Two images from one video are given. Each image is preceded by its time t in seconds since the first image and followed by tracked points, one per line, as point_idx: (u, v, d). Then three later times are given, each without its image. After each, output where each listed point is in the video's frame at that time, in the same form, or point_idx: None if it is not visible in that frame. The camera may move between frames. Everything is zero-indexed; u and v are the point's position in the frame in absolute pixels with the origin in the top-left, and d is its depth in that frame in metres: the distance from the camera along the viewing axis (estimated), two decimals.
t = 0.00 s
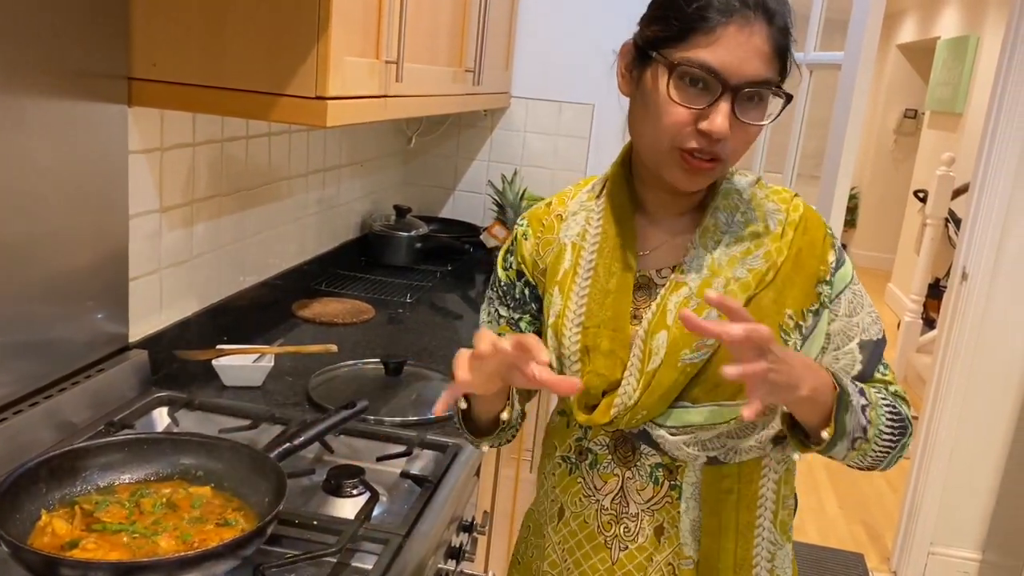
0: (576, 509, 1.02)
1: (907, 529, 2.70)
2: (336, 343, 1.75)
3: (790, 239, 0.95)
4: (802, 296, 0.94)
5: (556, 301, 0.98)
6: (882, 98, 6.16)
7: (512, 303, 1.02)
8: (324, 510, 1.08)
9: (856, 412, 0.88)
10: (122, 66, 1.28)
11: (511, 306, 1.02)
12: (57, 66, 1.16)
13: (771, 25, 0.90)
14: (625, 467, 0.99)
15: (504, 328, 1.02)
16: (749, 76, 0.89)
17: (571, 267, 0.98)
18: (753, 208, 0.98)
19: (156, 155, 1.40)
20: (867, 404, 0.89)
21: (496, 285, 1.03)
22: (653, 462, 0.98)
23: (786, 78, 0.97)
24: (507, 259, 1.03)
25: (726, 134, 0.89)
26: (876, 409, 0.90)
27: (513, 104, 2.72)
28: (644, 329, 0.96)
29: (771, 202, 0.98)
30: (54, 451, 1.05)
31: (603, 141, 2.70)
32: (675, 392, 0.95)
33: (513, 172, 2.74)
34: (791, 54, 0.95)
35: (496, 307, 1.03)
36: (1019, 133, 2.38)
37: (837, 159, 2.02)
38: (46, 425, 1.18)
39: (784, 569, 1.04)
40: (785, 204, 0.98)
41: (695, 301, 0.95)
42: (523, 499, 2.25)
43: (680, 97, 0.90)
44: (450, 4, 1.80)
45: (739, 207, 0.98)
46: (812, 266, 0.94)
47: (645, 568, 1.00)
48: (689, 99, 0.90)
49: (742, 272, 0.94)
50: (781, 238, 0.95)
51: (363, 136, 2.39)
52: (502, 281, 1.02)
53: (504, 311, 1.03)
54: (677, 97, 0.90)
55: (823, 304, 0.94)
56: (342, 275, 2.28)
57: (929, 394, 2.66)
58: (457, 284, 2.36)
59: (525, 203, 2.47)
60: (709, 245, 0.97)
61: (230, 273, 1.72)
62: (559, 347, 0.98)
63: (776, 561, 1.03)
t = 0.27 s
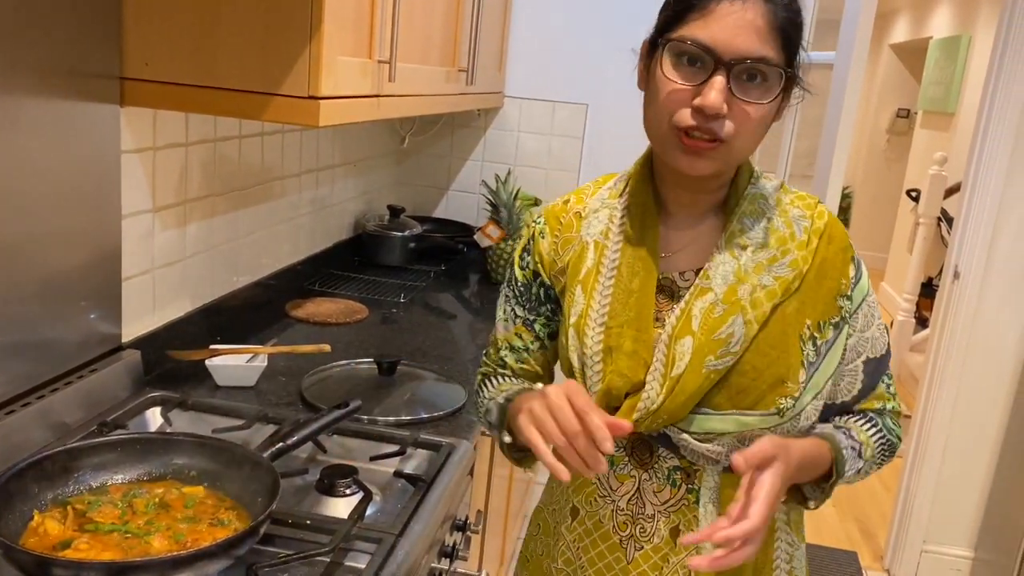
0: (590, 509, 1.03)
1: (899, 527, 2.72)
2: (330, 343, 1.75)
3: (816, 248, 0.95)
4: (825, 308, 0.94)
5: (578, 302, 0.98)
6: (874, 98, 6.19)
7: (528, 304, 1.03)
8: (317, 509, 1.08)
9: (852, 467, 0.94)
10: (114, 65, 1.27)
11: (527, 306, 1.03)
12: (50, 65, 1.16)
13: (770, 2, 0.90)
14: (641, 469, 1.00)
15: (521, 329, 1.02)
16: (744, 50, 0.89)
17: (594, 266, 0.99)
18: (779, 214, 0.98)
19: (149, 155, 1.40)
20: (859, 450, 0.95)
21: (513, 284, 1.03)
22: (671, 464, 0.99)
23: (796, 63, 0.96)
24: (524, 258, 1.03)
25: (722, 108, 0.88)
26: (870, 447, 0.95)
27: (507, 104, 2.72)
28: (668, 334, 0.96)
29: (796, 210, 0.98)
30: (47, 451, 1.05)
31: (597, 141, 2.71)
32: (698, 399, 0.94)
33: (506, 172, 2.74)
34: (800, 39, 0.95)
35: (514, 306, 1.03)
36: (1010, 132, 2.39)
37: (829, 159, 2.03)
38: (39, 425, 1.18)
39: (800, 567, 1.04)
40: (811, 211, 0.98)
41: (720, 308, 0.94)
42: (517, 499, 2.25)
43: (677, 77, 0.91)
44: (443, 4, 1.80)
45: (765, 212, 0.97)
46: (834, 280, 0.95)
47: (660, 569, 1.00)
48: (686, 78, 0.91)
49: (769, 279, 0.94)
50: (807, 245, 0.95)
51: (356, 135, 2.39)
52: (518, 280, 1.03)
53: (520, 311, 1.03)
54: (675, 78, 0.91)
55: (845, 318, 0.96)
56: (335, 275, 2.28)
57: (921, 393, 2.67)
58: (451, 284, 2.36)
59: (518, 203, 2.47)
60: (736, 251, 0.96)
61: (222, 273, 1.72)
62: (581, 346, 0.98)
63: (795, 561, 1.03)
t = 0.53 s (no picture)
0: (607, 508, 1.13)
1: (893, 526, 2.73)
2: (324, 343, 1.75)
3: (837, 256, 0.99)
4: (839, 317, 0.98)
5: (601, 302, 1.03)
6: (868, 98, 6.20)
7: (552, 307, 1.09)
8: (311, 508, 1.08)
9: (818, 495, 1.02)
10: (106, 65, 1.27)
11: (551, 309, 1.09)
12: (43, 65, 1.16)
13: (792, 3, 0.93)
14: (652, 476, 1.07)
15: (545, 330, 1.09)
16: (768, 49, 0.92)
17: (617, 267, 1.04)
18: (801, 222, 1.02)
19: (142, 155, 1.40)
20: (831, 479, 1.02)
21: (537, 287, 1.09)
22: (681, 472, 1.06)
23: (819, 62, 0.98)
24: (547, 260, 1.09)
25: (748, 108, 0.91)
26: (844, 476, 1.02)
27: (501, 104, 2.73)
28: (689, 338, 1.00)
29: (819, 217, 1.02)
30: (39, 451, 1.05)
31: (591, 141, 2.71)
32: (717, 401, 0.98)
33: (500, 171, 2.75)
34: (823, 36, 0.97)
35: (538, 308, 1.09)
36: (1002, 132, 2.40)
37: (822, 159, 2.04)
38: (33, 426, 1.18)
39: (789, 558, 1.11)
40: (833, 218, 1.01)
41: (741, 314, 0.98)
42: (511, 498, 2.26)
43: (702, 77, 0.94)
44: (436, 3, 1.80)
45: (786, 220, 1.02)
46: (852, 288, 0.98)
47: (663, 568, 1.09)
48: (712, 78, 0.94)
49: (790, 287, 0.98)
50: (828, 254, 0.99)
51: (350, 135, 2.39)
52: (541, 283, 1.09)
53: (544, 313, 1.09)
54: (701, 78, 0.94)
55: (855, 326, 0.99)
56: (330, 275, 2.28)
57: (914, 392, 2.68)
58: (445, 284, 2.37)
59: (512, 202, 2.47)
60: (759, 258, 1.00)
61: (216, 273, 1.72)
62: (602, 347, 1.03)
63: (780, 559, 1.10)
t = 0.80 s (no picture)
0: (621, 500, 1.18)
1: (886, 524, 2.74)
2: (319, 343, 1.75)
3: (855, 263, 1.04)
4: (856, 323, 1.03)
5: (622, 300, 1.09)
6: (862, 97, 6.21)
7: (571, 301, 1.16)
8: (305, 508, 1.09)
9: (835, 499, 1.07)
10: (100, 65, 1.27)
11: (570, 303, 1.16)
12: (37, 66, 1.16)
13: (807, 7, 0.97)
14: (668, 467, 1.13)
15: (563, 323, 1.16)
16: (785, 51, 0.95)
17: (640, 266, 1.10)
18: (822, 229, 1.07)
19: (136, 155, 1.40)
20: (848, 483, 1.07)
21: (558, 281, 1.16)
22: (695, 468, 1.12)
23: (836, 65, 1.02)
24: (569, 256, 1.16)
25: (766, 110, 0.95)
26: (861, 480, 1.07)
27: (495, 104, 2.73)
28: (708, 340, 1.06)
29: (839, 224, 1.07)
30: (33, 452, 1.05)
31: (585, 140, 2.72)
32: (734, 401, 1.04)
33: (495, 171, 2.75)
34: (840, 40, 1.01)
35: (557, 302, 1.16)
36: (995, 131, 2.41)
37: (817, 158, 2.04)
38: (27, 426, 1.18)
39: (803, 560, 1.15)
40: (853, 226, 1.07)
41: (760, 318, 1.04)
42: (505, 498, 2.26)
43: (720, 81, 0.98)
44: (430, 3, 1.80)
45: (808, 226, 1.07)
46: (871, 295, 1.03)
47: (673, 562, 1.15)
48: (731, 82, 0.98)
49: (810, 293, 1.04)
50: (846, 262, 1.04)
51: (345, 135, 2.39)
52: (561, 277, 1.15)
53: (563, 307, 1.16)
54: (721, 83, 0.98)
55: (873, 332, 1.04)
56: (324, 275, 2.28)
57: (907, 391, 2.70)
58: (440, 283, 2.37)
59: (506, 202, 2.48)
60: (779, 264, 1.05)
61: (211, 273, 1.72)
62: (623, 345, 1.09)
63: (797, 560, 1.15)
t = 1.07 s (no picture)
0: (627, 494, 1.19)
1: (882, 523, 2.74)
2: (315, 342, 1.75)
3: (865, 268, 1.05)
4: (864, 326, 1.05)
5: (634, 294, 1.12)
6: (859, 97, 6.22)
7: (585, 298, 1.20)
8: (301, 507, 1.09)
9: (837, 503, 1.07)
10: (95, 65, 1.27)
11: (583, 300, 1.20)
12: (32, 66, 1.16)
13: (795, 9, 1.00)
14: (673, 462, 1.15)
15: (576, 320, 1.20)
16: (769, 54, 0.99)
17: (652, 261, 1.13)
18: (835, 233, 1.08)
19: (131, 155, 1.40)
20: (850, 488, 1.08)
21: (572, 278, 1.20)
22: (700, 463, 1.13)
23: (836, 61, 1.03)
24: (584, 253, 1.20)
25: (750, 111, 0.99)
26: (864, 485, 1.08)
27: (492, 104, 2.73)
28: (716, 337, 1.08)
29: (852, 229, 1.08)
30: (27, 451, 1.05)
31: (582, 140, 2.72)
32: (739, 398, 1.06)
33: (491, 171, 2.75)
34: (837, 37, 1.03)
35: (571, 299, 1.20)
36: (989, 131, 2.42)
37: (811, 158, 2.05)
38: (21, 426, 1.18)
39: (806, 561, 1.15)
40: (865, 232, 1.08)
41: (768, 317, 1.05)
42: (501, 497, 2.27)
43: (711, 90, 1.03)
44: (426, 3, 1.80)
45: (821, 230, 1.08)
46: (880, 300, 1.05)
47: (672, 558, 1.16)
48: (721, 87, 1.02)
49: (819, 295, 1.05)
50: (857, 266, 1.05)
51: (341, 135, 2.39)
52: (576, 274, 1.20)
53: (576, 304, 1.20)
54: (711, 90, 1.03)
55: (882, 337, 1.06)
56: (321, 275, 2.28)
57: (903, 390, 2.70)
58: (436, 283, 2.37)
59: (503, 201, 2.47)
60: (790, 265, 1.07)
61: (206, 273, 1.72)
62: (632, 338, 1.11)
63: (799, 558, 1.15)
